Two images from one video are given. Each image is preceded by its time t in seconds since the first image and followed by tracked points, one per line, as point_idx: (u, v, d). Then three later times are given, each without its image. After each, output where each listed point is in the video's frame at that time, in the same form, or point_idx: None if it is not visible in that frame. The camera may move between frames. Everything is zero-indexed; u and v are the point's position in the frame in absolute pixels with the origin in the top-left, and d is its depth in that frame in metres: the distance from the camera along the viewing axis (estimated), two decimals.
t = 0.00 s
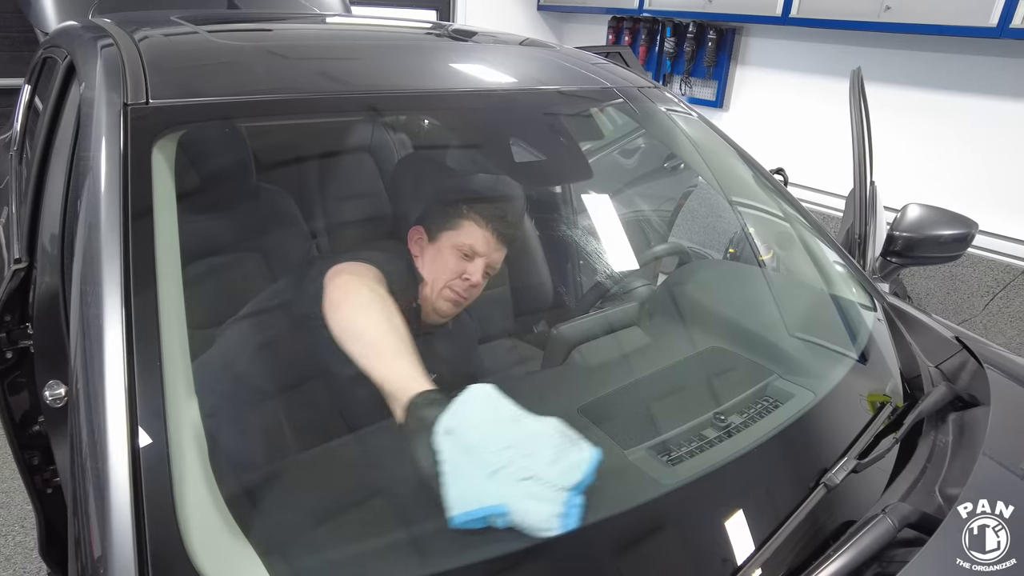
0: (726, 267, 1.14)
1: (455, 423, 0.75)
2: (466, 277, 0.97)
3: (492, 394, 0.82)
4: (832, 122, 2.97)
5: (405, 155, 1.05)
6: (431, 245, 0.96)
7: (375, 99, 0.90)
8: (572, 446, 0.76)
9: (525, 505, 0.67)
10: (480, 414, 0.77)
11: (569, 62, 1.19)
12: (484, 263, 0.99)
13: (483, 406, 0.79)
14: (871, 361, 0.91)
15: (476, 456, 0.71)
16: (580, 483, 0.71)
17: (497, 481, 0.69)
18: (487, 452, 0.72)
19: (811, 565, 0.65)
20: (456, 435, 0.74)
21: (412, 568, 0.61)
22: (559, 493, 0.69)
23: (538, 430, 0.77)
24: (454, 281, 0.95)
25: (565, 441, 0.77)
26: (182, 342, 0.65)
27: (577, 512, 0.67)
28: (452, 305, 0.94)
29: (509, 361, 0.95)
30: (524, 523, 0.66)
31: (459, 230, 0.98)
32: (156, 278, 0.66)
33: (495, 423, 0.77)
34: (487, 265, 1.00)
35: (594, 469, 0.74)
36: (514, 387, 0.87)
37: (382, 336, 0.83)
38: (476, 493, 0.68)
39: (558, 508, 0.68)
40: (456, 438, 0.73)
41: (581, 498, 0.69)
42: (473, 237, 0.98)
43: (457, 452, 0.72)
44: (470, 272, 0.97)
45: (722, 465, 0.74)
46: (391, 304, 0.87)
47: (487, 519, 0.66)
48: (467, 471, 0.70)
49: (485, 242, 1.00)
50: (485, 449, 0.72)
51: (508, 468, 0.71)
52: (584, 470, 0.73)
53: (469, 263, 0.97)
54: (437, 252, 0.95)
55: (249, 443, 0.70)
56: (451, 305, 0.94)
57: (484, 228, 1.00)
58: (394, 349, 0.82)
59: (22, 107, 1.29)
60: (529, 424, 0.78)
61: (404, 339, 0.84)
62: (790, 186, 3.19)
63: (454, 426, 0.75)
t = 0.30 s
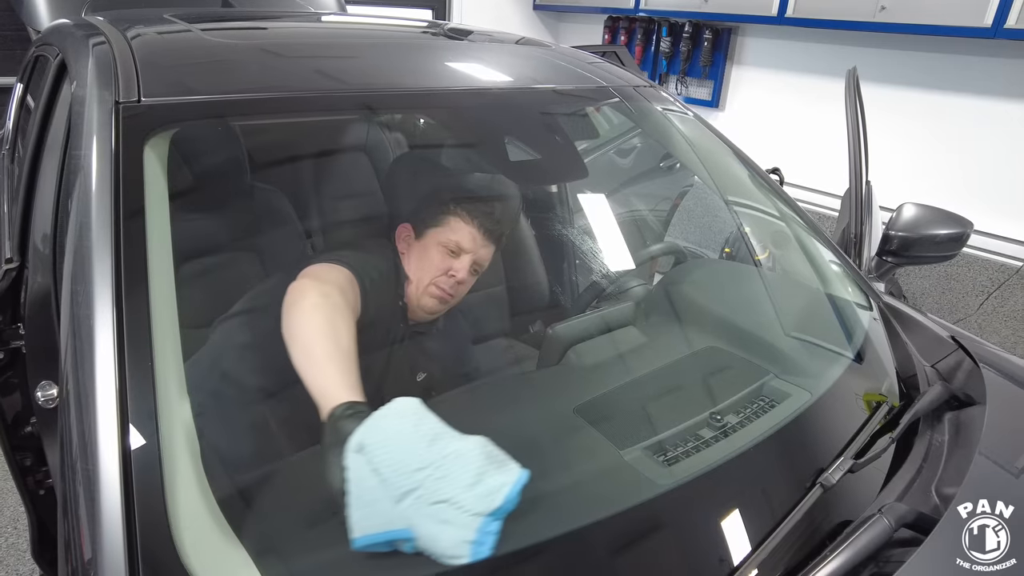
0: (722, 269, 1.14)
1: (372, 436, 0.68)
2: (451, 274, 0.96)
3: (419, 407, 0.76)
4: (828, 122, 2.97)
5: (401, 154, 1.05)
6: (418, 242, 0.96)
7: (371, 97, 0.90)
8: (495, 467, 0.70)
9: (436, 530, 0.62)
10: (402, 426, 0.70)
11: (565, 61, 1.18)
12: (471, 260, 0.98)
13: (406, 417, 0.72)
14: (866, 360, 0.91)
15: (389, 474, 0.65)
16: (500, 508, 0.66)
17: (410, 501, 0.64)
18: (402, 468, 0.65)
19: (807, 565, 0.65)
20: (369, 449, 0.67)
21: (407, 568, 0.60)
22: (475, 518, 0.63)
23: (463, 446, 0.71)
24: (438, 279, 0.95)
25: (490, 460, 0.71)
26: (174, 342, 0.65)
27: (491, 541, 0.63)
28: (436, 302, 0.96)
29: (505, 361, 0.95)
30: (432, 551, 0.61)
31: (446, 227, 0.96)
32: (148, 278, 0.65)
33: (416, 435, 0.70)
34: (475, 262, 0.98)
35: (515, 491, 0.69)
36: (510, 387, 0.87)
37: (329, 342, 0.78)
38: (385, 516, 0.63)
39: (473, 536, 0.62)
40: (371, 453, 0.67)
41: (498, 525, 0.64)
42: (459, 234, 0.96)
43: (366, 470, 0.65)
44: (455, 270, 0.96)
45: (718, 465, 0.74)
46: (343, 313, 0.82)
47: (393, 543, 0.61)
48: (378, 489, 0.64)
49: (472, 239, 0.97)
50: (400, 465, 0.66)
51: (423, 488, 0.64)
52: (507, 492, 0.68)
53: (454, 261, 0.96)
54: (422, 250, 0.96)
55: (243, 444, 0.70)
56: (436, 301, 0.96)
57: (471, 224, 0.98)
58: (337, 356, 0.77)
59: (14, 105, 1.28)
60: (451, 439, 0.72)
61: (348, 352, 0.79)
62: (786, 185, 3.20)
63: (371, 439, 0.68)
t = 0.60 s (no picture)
0: (719, 268, 1.14)
1: (309, 431, 0.64)
2: (440, 274, 0.97)
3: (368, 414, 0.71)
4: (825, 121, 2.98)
5: (397, 152, 1.04)
6: (410, 240, 0.97)
7: (367, 95, 0.89)
8: (421, 501, 0.66)
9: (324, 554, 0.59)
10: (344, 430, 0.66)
11: (562, 60, 1.18)
12: (461, 261, 0.98)
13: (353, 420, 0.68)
14: (863, 359, 0.91)
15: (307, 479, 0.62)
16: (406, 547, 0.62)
17: (316, 512, 0.61)
18: (321, 476, 0.62)
19: (804, 563, 0.65)
20: (299, 444, 0.63)
21: (403, 567, 0.60)
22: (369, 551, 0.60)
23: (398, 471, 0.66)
24: (426, 278, 0.96)
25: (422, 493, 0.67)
26: (169, 340, 0.64)
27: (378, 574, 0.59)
28: (424, 301, 0.97)
29: (502, 360, 0.95)
30: (311, 566, 0.59)
31: (438, 226, 0.97)
32: (143, 276, 0.65)
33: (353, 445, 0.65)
34: (465, 263, 0.98)
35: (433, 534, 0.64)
36: (506, 385, 0.87)
37: (306, 330, 0.77)
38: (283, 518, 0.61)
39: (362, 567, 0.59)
40: (300, 448, 0.63)
41: (395, 560, 0.60)
42: (450, 233, 0.96)
43: (288, 464, 0.63)
44: (444, 270, 0.97)
45: (714, 464, 0.74)
46: (322, 306, 0.82)
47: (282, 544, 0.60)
48: (289, 491, 0.62)
49: (463, 240, 0.97)
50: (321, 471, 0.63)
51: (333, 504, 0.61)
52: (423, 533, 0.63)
53: (443, 261, 0.97)
54: (414, 248, 0.97)
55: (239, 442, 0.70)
56: (424, 301, 0.97)
57: (462, 225, 0.97)
58: (310, 347, 0.75)
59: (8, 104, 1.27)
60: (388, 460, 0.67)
61: (318, 342, 0.77)
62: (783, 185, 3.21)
63: (307, 432, 0.64)
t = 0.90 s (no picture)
0: (718, 268, 1.14)
1: (270, 430, 0.62)
2: (435, 273, 0.98)
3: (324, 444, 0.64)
4: (823, 121, 2.98)
5: (396, 152, 1.03)
6: (410, 238, 0.98)
7: (366, 95, 0.89)
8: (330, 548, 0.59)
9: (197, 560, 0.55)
10: (312, 439, 0.63)
11: (561, 59, 1.18)
12: (457, 261, 0.98)
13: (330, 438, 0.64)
14: (862, 358, 0.91)
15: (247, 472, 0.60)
16: None
17: (229, 507, 0.58)
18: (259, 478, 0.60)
19: (804, 562, 0.65)
20: (261, 437, 0.62)
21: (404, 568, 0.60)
22: None
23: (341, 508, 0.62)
24: (421, 276, 0.98)
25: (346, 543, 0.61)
26: (169, 340, 0.64)
27: None
28: (418, 299, 0.98)
29: (501, 359, 0.95)
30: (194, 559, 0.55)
31: (436, 226, 0.97)
32: (142, 276, 0.65)
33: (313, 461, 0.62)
34: (461, 263, 0.99)
35: None
36: (506, 385, 0.87)
37: (300, 334, 0.76)
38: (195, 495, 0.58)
39: None
40: (259, 440, 0.62)
41: None
42: (446, 234, 0.97)
43: (238, 454, 0.61)
44: (439, 270, 0.98)
45: (714, 463, 0.74)
46: (315, 314, 0.80)
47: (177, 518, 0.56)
48: (220, 477, 0.59)
49: (460, 241, 0.98)
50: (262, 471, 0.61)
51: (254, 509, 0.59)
52: None
53: (439, 260, 0.97)
54: (412, 247, 0.98)
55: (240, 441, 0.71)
56: (419, 299, 0.98)
57: (460, 226, 0.98)
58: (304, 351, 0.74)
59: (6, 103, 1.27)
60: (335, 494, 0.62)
61: (307, 349, 0.75)
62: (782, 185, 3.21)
63: (272, 426, 0.62)
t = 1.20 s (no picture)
0: (717, 266, 1.14)
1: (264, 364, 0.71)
2: (434, 268, 1.00)
3: (307, 388, 0.74)
4: (822, 120, 2.98)
5: (395, 151, 1.05)
6: (413, 233, 1.01)
7: (365, 94, 0.89)
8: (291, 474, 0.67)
9: (174, 453, 0.59)
10: (296, 380, 0.73)
11: (561, 59, 1.18)
12: (455, 257, 1.01)
13: (314, 388, 0.75)
14: (860, 357, 0.92)
15: (236, 392, 0.68)
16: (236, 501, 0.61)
17: (212, 417, 0.64)
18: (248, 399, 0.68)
19: (800, 559, 0.66)
20: (257, 366, 0.71)
21: (405, 566, 0.61)
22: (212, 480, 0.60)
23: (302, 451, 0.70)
24: (420, 269, 1.00)
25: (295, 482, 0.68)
26: (169, 338, 0.65)
27: (202, 494, 0.59)
28: (415, 291, 0.99)
29: (500, 357, 0.95)
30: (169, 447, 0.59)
31: (438, 222, 1.00)
32: (143, 275, 0.65)
33: (296, 400, 0.72)
34: (459, 260, 1.02)
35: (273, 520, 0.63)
36: (505, 384, 0.87)
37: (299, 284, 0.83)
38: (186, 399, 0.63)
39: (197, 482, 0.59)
40: (256, 367, 0.70)
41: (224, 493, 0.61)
42: (447, 230, 1.00)
43: (231, 376, 0.68)
44: (438, 265, 1.00)
45: (711, 460, 0.74)
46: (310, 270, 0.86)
47: (167, 414, 0.61)
48: (210, 391, 0.66)
49: (460, 238, 1.01)
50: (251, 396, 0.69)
51: (234, 425, 0.66)
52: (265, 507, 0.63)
53: (438, 255, 1.00)
54: (413, 242, 1.00)
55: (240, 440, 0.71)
56: (416, 291, 1.00)
57: (460, 224, 1.01)
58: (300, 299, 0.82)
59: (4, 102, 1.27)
60: (301, 438, 0.71)
61: (297, 302, 0.81)
62: (780, 184, 3.21)
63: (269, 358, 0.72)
